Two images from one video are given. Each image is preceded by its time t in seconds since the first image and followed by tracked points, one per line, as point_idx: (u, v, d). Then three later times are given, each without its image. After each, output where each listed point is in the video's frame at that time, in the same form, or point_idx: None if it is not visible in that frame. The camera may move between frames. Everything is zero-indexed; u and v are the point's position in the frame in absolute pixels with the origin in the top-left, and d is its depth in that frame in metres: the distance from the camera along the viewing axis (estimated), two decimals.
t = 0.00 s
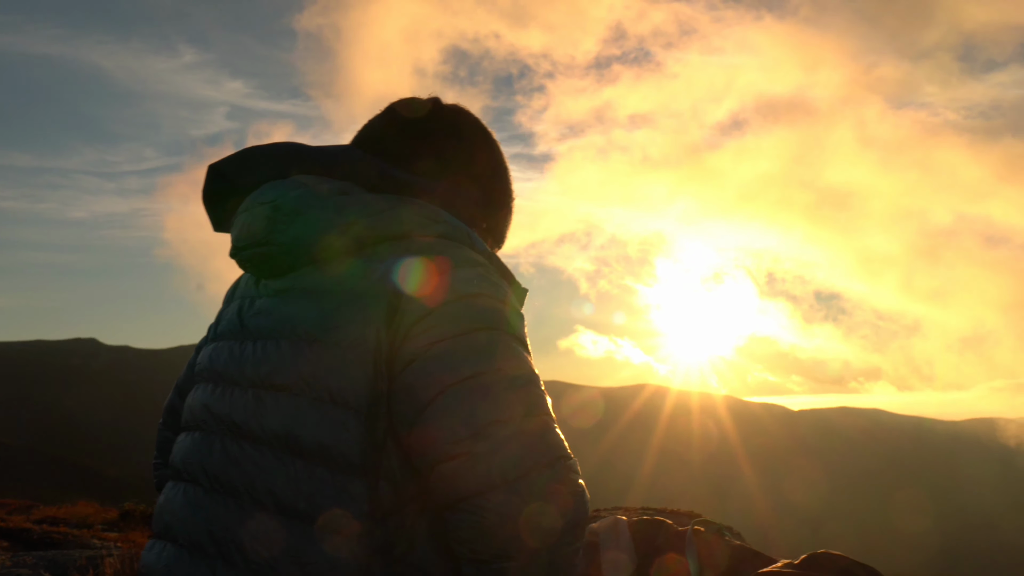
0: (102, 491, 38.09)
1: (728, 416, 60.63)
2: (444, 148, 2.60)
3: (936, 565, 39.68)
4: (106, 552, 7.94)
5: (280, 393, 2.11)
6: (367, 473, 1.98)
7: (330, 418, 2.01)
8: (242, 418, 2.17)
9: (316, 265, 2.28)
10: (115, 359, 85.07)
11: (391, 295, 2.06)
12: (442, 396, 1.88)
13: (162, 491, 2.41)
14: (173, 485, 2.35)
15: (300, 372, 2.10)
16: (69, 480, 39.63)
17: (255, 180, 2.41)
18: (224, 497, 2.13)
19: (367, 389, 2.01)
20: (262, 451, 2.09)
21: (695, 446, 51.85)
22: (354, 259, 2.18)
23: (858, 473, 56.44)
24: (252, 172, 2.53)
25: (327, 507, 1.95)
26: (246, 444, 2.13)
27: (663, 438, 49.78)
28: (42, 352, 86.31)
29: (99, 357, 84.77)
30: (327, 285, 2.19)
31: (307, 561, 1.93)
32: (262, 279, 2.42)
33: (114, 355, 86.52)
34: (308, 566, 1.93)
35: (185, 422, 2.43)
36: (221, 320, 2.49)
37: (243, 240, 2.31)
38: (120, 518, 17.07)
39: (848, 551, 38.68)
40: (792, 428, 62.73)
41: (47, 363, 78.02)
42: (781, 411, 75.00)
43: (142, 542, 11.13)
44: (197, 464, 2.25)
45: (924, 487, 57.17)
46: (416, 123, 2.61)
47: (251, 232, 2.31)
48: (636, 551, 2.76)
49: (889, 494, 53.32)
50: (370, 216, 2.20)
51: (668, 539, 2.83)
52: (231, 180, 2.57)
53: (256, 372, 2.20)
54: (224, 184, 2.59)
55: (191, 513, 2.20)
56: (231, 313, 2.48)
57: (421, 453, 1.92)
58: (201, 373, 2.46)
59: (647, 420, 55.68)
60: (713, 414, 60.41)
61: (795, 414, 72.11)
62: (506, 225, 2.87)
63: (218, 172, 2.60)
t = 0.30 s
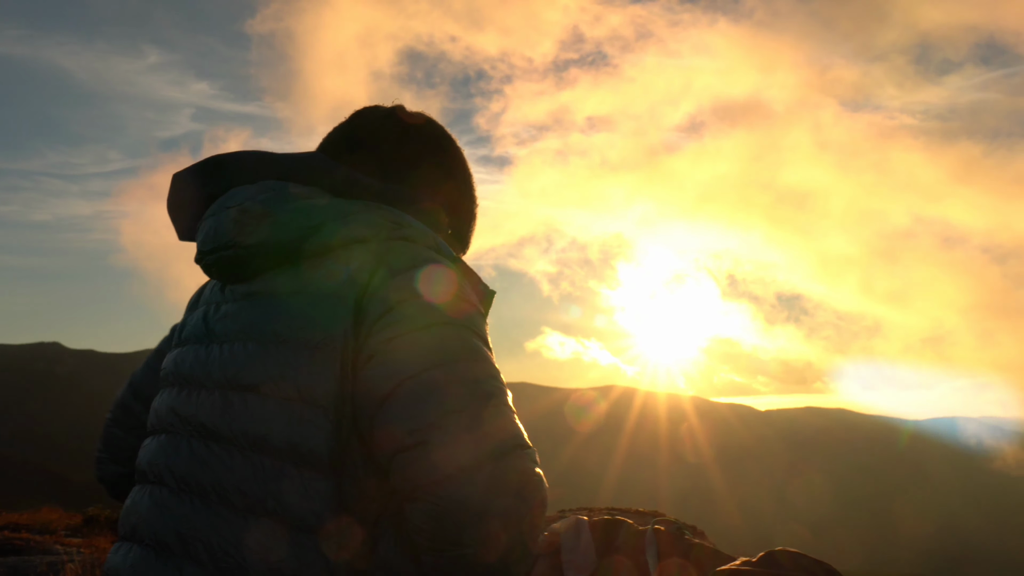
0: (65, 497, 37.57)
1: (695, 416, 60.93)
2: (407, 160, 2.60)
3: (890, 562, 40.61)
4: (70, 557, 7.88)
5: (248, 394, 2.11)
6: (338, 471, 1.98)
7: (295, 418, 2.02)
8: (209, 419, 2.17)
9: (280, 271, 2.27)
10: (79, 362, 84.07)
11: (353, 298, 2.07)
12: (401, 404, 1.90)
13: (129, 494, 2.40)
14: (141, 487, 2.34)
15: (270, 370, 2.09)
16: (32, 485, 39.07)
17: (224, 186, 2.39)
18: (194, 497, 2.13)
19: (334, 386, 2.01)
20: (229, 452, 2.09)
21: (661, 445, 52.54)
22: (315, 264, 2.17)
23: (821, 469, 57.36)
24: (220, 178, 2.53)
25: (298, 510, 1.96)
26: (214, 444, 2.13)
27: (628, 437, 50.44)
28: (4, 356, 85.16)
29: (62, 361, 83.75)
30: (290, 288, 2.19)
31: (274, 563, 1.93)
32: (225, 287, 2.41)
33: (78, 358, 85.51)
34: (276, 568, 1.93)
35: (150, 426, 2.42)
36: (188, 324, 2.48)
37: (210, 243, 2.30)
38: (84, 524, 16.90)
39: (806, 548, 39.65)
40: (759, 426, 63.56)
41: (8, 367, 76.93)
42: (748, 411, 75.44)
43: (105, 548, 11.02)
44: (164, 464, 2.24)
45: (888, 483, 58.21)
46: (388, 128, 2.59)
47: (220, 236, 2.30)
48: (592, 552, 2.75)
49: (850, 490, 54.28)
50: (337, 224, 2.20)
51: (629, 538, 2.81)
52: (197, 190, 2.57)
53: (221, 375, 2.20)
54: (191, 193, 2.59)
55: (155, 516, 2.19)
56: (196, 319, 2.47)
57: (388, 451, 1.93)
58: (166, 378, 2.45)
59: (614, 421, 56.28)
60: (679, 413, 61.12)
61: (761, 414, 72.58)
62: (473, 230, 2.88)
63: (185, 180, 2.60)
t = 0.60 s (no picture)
0: (32, 500, 37.16)
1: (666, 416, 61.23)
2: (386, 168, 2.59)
3: (853, 558, 41.11)
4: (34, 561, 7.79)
5: (228, 387, 2.10)
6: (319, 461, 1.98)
7: (277, 407, 2.01)
8: (187, 412, 2.16)
9: (259, 270, 2.25)
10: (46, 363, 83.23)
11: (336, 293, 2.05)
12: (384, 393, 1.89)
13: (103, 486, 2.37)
14: (118, 480, 2.32)
15: (248, 362, 2.08)
16: None
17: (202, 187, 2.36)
18: (173, 488, 2.12)
19: (313, 379, 2.01)
20: (208, 442, 2.08)
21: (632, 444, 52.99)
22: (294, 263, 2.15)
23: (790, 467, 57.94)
24: (194, 184, 2.50)
25: (279, 499, 1.95)
26: (193, 437, 2.13)
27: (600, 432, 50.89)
28: None
29: (30, 364, 82.91)
30: (274, 287, 2.17)
31: (254, 551, 1.93)
32: (202, 288, 2.39)
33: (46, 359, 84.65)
34: (257, 560, 1.93)
35: (125, 423, 2.40)
36: (160, 327, 2.45)
37: (187, 245, 2.29)
38: (52, 527, 16.74)
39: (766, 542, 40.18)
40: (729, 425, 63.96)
41: None
42: (719, 410, 75.83)
43: (72, 551, 10.90)
44: (140, 456, 2.23)
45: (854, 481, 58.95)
46: (367, 133, 2.59)
47: (200, 236, 2.27)
48: (560, 551, 2.75)
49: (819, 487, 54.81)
50: (318, 223, 2.21)
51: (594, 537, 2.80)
52: (173, 196, 2.54)
53: (201, 368, 2.19)
54: (166, 196, 2.56)
55: (135, 505, 2.18)
56: (170, 318, 2.45)
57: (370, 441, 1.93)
58: (138, 374, 2.42)
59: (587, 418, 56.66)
60: (651, 411, 61.57)
61: (732, 413, 72.99)
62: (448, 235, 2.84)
63: (162, 183, 2.56)
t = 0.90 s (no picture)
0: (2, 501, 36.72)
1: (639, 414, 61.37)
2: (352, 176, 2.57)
3: (824, 555, 41.32)
4: None
5: (193, 393, 2.08)
6: (294, 467, 1.96)
7: (244, 415, 2.01)
8: (153, 419, 2.13)
9: (221, 275, 2.22)
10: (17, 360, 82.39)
11: (301, 295, 2.03)
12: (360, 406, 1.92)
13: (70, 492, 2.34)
14: (85, 489, 2.29)
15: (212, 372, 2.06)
16: None
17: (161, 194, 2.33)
18: (144, 495, 2.08)
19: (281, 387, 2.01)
20: (173, 448, 2.07)
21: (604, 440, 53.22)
22: (258, 269, 2.14)
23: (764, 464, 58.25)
24: (157, 188, 2.47)
25: (244, 504, 1.95)
26: (161, 443, 2.10)
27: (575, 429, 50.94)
28: None
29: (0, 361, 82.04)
30: (234, 291, 2.15)
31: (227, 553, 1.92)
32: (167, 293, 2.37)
33: (16, 357, 83.77)
34: (230, 562, 1.91)
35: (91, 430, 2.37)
36: (124, 332, 2.42)
37: (149, 250, 2.26)
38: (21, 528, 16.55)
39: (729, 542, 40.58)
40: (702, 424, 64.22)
41: None
42: (692, 408, 76.12)
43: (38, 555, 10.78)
44: (108, 464, 2.20)
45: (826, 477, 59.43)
46: (329, 137, 2.58)
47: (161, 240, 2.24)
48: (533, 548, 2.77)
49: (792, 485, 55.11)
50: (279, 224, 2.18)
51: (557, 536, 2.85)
52: (136, 201, 2.51)
53: (166, 375, 2.16)
54: (130, 203, 2.53)
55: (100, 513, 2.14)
56: (134, 323, 2.42)
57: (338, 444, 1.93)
58: (105, 383, 2.40)
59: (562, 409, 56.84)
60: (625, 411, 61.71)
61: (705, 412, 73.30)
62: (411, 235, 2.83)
63: (122, 188, 2.53)
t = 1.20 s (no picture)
0: None
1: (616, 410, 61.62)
2: (316, 179, 2.58)
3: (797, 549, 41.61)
4: None
5: (152, 396, 2.03)
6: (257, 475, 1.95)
7: (202, 418, 1.98)
8: (109, 420, 2.07)
9: (179, 274, 2.20)
10: None
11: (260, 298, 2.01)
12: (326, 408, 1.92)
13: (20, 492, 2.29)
14: (32, 489, 2.24)
15: (165, 373, 2.03)
16: None
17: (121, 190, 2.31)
18: (100, 495, 2.02)
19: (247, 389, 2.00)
20: (127, 450, 2.02)
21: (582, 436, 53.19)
22: (219, 269, 2.14)
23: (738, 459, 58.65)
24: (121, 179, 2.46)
25: (214, 503, 1.93)
26: (114, 445, 2.05)
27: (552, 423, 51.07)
28: None
29: None
30: (195, 290, 2.12)
31: (190, 553, 1.88)
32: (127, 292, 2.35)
33: None
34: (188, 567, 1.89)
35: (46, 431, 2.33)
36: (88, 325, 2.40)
37: (110, 245, 2.23)
38: None
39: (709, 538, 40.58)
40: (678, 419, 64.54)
41: None
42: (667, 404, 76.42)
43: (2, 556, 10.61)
44: (62, 465, 2.13)
45: (802, 473, 59.90)
46: (294, 133, 2.59)
47: (119, 238, 2.21)
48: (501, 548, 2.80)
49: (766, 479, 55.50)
50: (240, 226, 2.17)
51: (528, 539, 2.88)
52: (103, 192, 2.49)
53: (120, 377, 2.12)
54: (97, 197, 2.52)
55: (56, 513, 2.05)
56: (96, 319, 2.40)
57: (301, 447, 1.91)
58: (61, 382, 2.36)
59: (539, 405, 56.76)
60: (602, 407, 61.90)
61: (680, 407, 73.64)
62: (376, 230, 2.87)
63: (94, 179, 2.53)
